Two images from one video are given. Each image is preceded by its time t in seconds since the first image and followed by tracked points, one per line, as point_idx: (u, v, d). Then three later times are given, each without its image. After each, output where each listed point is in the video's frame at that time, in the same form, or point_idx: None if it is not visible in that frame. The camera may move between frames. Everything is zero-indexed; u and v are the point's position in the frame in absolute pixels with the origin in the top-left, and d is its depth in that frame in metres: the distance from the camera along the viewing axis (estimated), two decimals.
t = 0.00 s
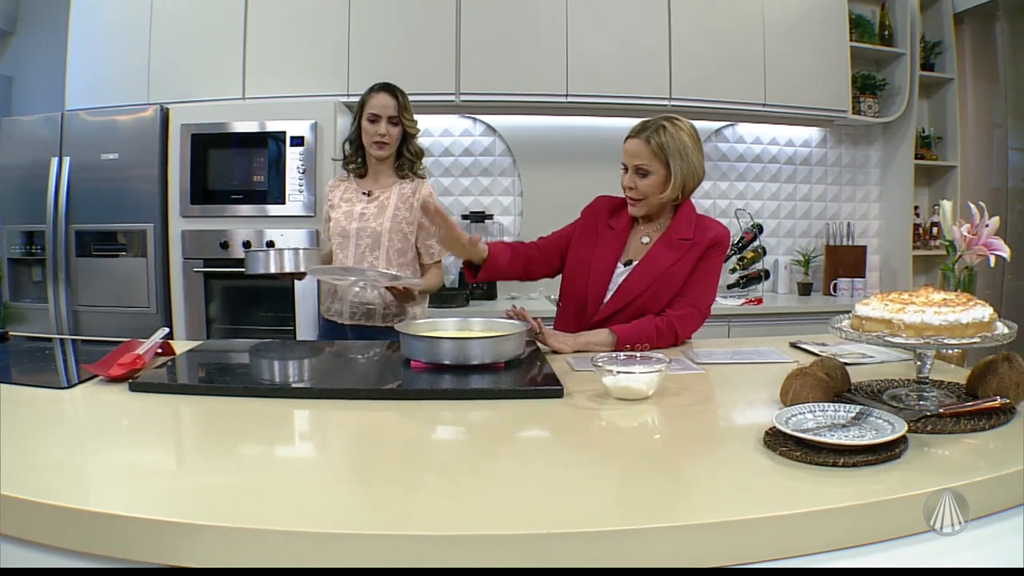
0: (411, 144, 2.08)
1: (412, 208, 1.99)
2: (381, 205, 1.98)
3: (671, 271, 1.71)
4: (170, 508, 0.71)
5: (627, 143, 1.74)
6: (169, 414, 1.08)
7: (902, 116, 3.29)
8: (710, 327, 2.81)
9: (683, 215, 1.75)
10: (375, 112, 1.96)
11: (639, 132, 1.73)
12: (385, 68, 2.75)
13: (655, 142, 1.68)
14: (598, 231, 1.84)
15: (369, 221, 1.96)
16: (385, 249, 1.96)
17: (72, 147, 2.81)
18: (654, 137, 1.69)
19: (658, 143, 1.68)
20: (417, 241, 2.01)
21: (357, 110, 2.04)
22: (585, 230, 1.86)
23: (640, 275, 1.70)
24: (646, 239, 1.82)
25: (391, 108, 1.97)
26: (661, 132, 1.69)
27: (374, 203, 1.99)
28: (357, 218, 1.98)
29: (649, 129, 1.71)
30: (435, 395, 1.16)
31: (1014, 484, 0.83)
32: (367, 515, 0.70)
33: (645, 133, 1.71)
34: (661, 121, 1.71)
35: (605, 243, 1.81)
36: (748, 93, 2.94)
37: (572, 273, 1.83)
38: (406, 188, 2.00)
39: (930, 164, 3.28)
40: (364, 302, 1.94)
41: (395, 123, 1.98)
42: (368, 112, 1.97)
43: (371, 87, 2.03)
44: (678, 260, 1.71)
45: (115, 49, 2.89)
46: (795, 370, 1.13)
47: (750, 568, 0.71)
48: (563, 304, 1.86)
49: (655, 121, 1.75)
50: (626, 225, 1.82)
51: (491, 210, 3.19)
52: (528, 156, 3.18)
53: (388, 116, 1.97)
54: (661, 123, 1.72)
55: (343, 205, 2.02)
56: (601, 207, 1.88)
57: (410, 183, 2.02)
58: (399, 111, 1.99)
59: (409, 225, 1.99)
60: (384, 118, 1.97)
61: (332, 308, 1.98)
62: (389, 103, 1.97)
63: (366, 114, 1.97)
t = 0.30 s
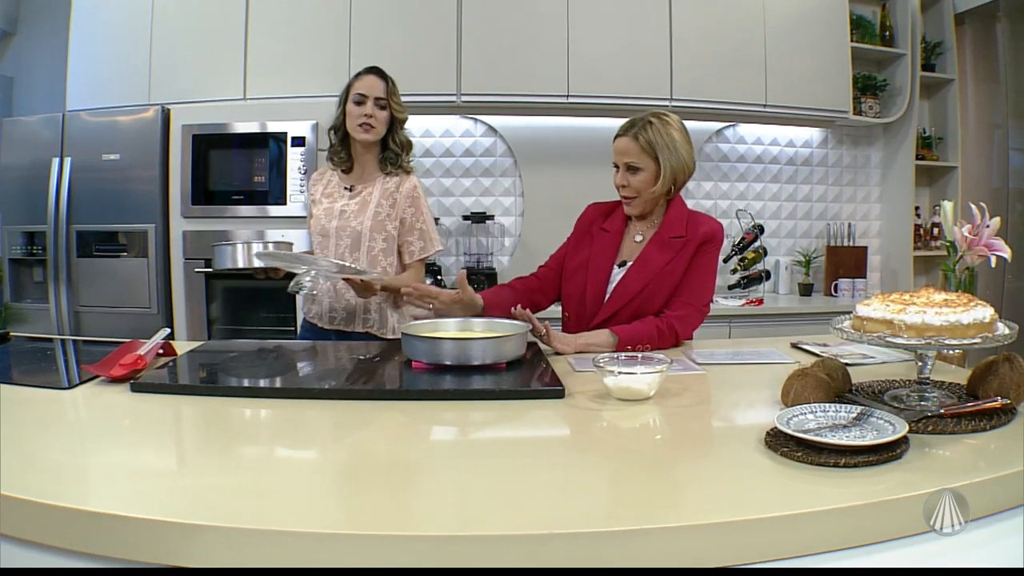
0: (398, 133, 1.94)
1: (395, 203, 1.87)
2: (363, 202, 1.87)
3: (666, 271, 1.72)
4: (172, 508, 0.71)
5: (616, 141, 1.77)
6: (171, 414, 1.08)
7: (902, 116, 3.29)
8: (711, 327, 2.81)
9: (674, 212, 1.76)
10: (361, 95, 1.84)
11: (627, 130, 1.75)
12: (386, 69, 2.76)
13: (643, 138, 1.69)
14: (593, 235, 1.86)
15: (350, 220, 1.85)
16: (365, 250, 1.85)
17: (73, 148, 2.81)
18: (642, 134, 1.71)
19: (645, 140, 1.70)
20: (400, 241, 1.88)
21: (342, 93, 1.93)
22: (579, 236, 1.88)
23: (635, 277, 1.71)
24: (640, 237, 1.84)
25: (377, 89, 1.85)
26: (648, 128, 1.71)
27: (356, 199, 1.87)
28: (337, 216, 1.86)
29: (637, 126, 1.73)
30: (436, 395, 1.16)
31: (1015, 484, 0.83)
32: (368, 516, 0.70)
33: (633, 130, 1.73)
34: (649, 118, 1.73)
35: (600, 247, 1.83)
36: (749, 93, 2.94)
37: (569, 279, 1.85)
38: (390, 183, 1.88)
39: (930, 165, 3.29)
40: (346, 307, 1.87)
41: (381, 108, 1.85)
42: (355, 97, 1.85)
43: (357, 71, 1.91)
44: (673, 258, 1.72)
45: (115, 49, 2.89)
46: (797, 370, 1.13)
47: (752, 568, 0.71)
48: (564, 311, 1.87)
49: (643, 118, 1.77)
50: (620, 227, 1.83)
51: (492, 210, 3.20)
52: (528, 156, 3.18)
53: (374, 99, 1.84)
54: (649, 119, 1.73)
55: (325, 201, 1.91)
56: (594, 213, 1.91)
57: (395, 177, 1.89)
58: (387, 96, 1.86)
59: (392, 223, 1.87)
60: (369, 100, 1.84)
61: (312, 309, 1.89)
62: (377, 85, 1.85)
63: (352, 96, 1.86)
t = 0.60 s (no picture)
0: (370, 136, 1.92)
1: (369, 205, 1.86)
2: (336, 203, 1.84)
3: (663, 270, 1.73)
4: (173, 509, 0.71)
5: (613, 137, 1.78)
6: (171, 414, 1.08)
7: (902, 116, 3.29)
8: (711, 327, 2.81)
9: (669, 210, 1.77)
10: (332, 96, 1.80)
11: (623, 126, 1.76)
12: (386, 69, 2.76)
13: (640, 134, 1.71)
14: (588, 236, 1.86)
15: (324, 221, 1.82)
16: (340, 252, 1.82)
17: (73, 148, 2.81)
18: (639, 130, 1.72)
19: (643, 135, 1.71)
20: (374, 243, 1.87)
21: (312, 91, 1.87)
22: (575, 237, 1.88)
23: (633, 277, 1.71)
24: (635, 236, 1.85)
25: (350, 91, 1.81)
26: (645, 124, 1.73)
27: (327, 200, 1.84)
28: (309, 217, 1.81)
29: (633, 122, 1.74)
30: (437, 395, 1.16)
31: (1016, 484, 0.83)
32: (368, 516, 0.70)
33: (629, 126, 1.74)
34: (646, 114, 1.74)
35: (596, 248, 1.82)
36: (749, 93, 2.94)
37: (567, 283, 1.84)
38: (363, 183, 1.86)
39: (930, 165, 3.29)
40: (320, 315, 1.80)
41: (353, 110, 1.82)
42: (325, 98, 1.81)
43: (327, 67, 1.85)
44: (669, 258, 1.73)
45: (115, 49, 2.89)
46: (797, 370, 1.13)
47: (752, 568, 0.71)
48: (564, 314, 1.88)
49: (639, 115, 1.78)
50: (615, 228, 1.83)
51: (492, 210, 3.21)
52: (528, 156, 3.18)
53: (346, 100, 1.81)
54: (645, 116, 1.75)
55: (292, 201, 1.85)
56: (589, 214, 1.90)
57: (368, 179, 1.88)
58: (358, 97, 1.83)
59: (366, 225, 1.85)
60: (341, 101, 1.80)
61: (280, 317, 1.79)
62: (350, 86, 1.81)
63: (323, 96, 1.81)
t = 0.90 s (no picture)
0: (339, 134, 1.90)
1: (341, 202, 1.88)
2: (309, 200, 1.84)
3: (662, 270, 1.73)
4: (174, 509, 0.71)
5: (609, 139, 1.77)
6: (172, 414, 1.08)
7: (903, 116, 3.29)
8: (711, 327, 2.81)
9: (666, 211, 1.77)
10: (303, 94, 1.77)
11: (619, 128, 1.76)
12: (386, 69, 2.76)
13: (637, 136, 1.70)
14: (586, 238, 1.86)
15: (298, 219, 1.82)
16: (314, 252, 1.82)
17: (74, 148, 2.81)
18: (636, 132, 1.72)
19: (640, 138, 1.71)
20: (346, 242, 1.88)
21: (280, 85, 1.82)
22: (574, 239, 1.87)
23: (632, 278, 1.71)
24: (631, 239, 1.84)
25: (321, 91, 1.77)
26: (642, 126, 1.72)
27: (300, 197, 1.83)
28: (281, 215, 1.81)
29: (630, 124, 1.73)
30: (436, 395, 1.16)
31: (1016, 484, 0.83)
32: (368, 516, 0.70)
33: (626, 128, 1.73)
34: (643, 116, 1.74)
35: (594, 248, 1.82)
36: (749, 93, 2.94)
37: (567, 283, 1.84)
38: (335, 181, 1.87)
39: (931, 165, 3.29)
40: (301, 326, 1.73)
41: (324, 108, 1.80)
42: (296, 96, 1.77)
43: (297, 62, 1.80)
44: (667, 258, 1.73)
45: (116, 50, 2.89)
46: (797, 370, 1.13)
47: (752, 568, 0.71)
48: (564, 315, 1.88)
49: (635, 117, 1.78)
50: (613, 230, 1.83)
51: (493, 210, 3.21)
52: (529, 156, 3.18)
53: (318, 100, 1.78)
54: (641, 118, 1.74)
55: (262, 198, 1.84)
56: (586, 216, 1.90)
57: (338, 179, 1.88)
58: (330, 96, 1.80)
59: (338, 223, 1.87)
60: (311, 101, 1.77)
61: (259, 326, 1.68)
62: (321, 85, 1.77)
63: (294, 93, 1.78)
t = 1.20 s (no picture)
0: (329, 132, 1.89)
1: (333, 199, 1.88)
2: (301, 198, 1.83)
3: (661, 271, 1.73)
4: (174, 509, 0.71)
5: (603, 143, 1.76)
6: (172, 414, 1.08)
7: (903, 116, 3.29)
8: (711, 327, 2.81)
9: (665, 211, 1.77)
10: (293, 92, 1.75)
11: (611, 132, 1.74)
12: (386, 69, 2.76)
13: (632, 140, 1.69)
14: (585, 238, 1.86)
15: (290, 218, 1.81)
16: (307, 251, 1.83)
17: (74, 148, 2.81)
18: (630, 135, 1.71)
19: (635, 140, 1.70)
20: (339, 240, 1.89)
21: (269, 82, 1.80)
22: (573, 239, 1.87)
23: (631, 278, 1.71)
24: (631, 239, 1.84)
25: (313, 89, 1.76)
26: (635, 129, 1.71)
27: (292, 195, 1.83)
28: (274, 213, 1.80)
29: (622, 128, 1.73)
30: (437, 395, 1.16)
31: (1016, 484, 0.83)
32: (367, 516, 0.70)
33: (619, 133, 1.73)
34: (636, 118, 1.73)
35: (593, 249, 1.83)
36: (749, 94, 2.94)
37: (567, 284, 1.85)
38: (326, 179, 1.87)
39: (930, 165, 3.29)
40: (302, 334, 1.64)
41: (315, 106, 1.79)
42: (287, 94, 1.75)
43: (287, 57, 1.77)
44: (666, 259, 1.73)
45: (116, 50, 2.89)
46: (797, 370, 1.13)
47: (751, 569, 0.71)
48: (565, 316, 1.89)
49: (628, 118, 1.77)
50: (612, 230, 1.83)
51: (493, 210, 3.21)
52: (529, 156, 3.18)
53: (309, 98, 1.77)
54: (632, 121, 1.73)
55: (251, 196, 1.82)
56: (584, 217, 1.90)
57: (328, 177, 1.89)
58: (321, 94, 1.79)
59: (331, 222, 1.87)
60: (302, 99, 1.76)
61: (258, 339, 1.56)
62: (312, 83, 1.76)
63: (285, 91, 1.76)
